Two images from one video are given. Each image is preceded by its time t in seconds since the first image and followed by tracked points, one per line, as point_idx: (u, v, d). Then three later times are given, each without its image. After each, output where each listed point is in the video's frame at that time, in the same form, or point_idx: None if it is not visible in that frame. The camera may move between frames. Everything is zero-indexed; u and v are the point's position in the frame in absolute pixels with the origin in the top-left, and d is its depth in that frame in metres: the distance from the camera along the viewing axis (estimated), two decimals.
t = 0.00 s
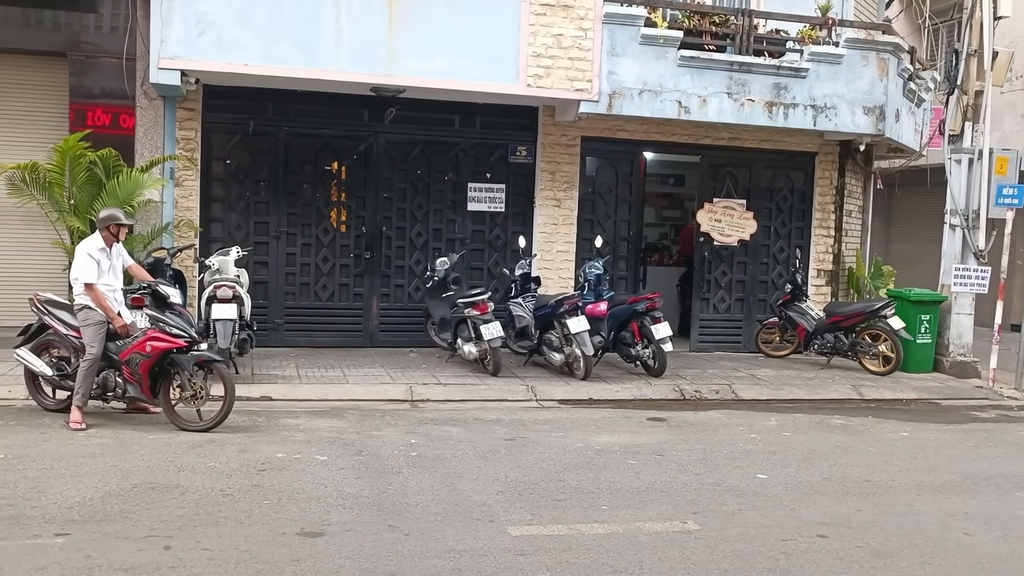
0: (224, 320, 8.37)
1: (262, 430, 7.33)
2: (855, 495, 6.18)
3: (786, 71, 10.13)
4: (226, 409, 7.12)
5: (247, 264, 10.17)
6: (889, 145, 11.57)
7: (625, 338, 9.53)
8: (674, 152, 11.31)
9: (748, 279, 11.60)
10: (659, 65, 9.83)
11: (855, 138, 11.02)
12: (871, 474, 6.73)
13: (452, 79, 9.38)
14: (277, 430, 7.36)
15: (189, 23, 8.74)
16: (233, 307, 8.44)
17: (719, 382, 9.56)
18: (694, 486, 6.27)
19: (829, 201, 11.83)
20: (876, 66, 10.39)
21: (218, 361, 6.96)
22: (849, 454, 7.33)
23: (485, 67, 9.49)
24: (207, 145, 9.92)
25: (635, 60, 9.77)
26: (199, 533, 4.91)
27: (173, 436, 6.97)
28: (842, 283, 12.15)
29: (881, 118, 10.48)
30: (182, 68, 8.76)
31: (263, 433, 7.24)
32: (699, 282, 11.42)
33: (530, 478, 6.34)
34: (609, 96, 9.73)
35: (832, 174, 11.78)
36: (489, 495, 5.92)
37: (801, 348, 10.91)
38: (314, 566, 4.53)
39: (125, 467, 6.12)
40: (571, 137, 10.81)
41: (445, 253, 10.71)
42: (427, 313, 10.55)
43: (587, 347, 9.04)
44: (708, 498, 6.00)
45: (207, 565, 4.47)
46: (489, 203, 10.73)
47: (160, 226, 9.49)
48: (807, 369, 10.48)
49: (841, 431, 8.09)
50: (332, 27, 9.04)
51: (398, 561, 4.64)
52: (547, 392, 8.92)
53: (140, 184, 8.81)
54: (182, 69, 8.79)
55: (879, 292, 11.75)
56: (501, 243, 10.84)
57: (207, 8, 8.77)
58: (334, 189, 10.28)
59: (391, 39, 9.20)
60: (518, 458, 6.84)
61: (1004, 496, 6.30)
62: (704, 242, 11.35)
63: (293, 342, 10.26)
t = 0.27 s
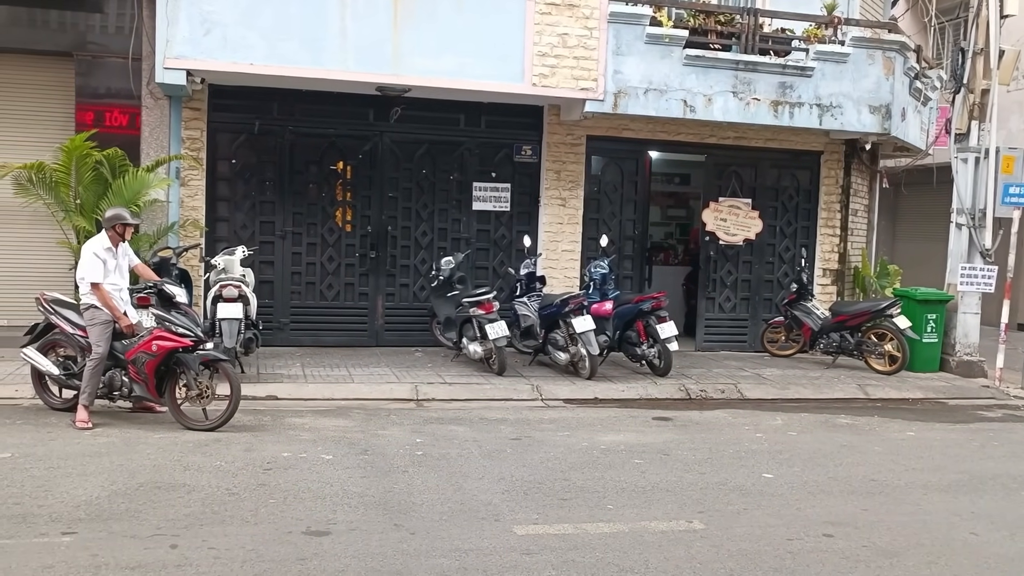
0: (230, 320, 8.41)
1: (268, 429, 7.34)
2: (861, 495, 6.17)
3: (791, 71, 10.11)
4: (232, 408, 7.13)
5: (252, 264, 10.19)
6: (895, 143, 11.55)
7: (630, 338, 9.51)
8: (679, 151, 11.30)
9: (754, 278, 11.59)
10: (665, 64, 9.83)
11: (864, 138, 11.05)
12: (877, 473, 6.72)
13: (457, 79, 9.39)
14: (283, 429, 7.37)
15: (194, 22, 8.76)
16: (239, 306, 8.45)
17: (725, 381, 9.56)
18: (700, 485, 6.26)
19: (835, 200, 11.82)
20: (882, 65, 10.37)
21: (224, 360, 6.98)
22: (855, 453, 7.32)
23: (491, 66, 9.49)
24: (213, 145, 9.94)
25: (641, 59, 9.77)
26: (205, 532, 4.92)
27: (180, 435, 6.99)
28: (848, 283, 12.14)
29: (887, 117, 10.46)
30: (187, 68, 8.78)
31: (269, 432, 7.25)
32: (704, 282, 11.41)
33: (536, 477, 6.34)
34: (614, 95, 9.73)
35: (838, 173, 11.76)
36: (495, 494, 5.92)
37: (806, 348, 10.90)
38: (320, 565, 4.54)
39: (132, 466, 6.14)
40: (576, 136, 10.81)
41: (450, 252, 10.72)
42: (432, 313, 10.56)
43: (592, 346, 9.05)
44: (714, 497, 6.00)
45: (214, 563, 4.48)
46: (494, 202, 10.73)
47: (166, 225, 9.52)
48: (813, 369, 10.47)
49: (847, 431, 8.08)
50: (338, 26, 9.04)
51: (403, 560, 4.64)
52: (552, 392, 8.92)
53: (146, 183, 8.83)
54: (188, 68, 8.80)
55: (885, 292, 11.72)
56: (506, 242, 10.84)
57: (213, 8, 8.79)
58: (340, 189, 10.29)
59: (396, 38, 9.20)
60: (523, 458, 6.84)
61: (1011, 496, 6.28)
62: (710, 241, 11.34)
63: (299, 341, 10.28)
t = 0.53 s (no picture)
0: (233, 320, 8.40)
1: (272, 429, 7.35)
2: (865, 495, 6.17)
3: (795, 70, 10.10)
4: (236, 407, 7.14)
5: (256, 263, 10.20)
6: (898, 143, 11.55)
7: (633, 337, 9.50)
8: (682, 151, 11.30)
9: (757, 278, 11.58)
10: (668, 63, 9.82)
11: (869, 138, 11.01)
12: (881, 474, 6.72)
13: (460, 79, 9.39)
14: (287, 429, 7.38)
15: (198, 23, 8.76)
16: (242, 306, 8.45)
17: (728, 381, 9.55)
18: (703, 485, 6.26)
19: (838, 199, 11.81)
20: (885, 64, 10.36)
21: (228, 360, 6.98)
22: (858, 453, 7.31)
23: (494, 66, 9.48)
24: (216, 144, 9.95)
25: (644, 59, 9.76)
26: (209, 532, 4.92)
27: (184, 435, 7.00)
28: (852, 282, 12.13)
29: (890, 116, 10.45)
30: (191, 68, 8.79)
31: (273, 432, 7.26)
32: (708, 281, 11.41)
33: (539, 477, 6.34)
34: (617, 95, 9.73)
35: (841, 173, 11.76)
36: (498, 494, 5.92)
37: (810, 348, 10.90)
38: (323, 564, 4.54)
39: (136, 465, 6.15)
40: (579, 136, 10.81)
41: (453, 252, 10.72)
42: (435, 313, 10.57)
43: (595, 346, 9.06)
44: (717, 497, 5.99)
45: (218, 563, 4.49)
46: (497, 202, 10.73)
47: (169, 225, 9.53)
48: (816, 368, 10.47)
49: (851, 431, 8.08)
50: (341, 26, 9.05)
51: (406, 559, 4.65)
52: (555, 391, 8.92)
53: (150, 183, 8.84)
54: (191, 69, 8.81)
55: (888, 292, 11.73)
56: (509, 242, 10.85)
57: (216, 8, 8.79)
58: (343, 189, 10.30)
59: (400, 38, 9.20)
60: (526, 457, 6.84)
61: (1014, 496, 6.28)
62: (713, 241, 11.34)
63: (303, 341, 10.29)
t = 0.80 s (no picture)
0: (235, 320, 8.39)
1: (273, 429, 7.35)
2: (866, 495, 6.17)
3: (796, 70, 10.11)
4: (238, 407, 7.15)
5: (257, 263, 10.20)
6: (900, 143, 11.54)
7: (635, 338, 9.51)
8: (684, 151, 11.30)
9: (759, 278, 11.58)
10: (669, 64, 9.82)
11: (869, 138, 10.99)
12: (882, 474, 6.71)
13: (462, 79, 9.39)
14: (289, 429, 7.38)
15: (200, 23, 8.77)
16: (244, 306, 8.45)
17: (730, 382, 9.55)
18: (705, 485, 6.26)
19: (840, 199, 11.80)
20: (887, 64, 10.35)
21: (230, 360, 6.99)
22: (860, 454, 7.31)
23: (495, 67, 9.49)
24: (218, 145, 9.96)
25: (645, 59, 9.76)
26: (211, 532, 4.93)
27: (185, 435, 7.00)
28: (853, 283, 12.13)
29: (892, 116, 10.45)
30: (193, 68, 8.80)
31: (274, 432, 7.26)
32: (709, 282, 11.41)
33: (540, 477, 6.34)
34: (618, 95, 9.73)
35: (843, 173, 11.75)
36: (500, 494, 5.93)
37: (812, 348, 10.90)
38: (325, 564, 4.55)
39: (137, 465, 6.15)
40: (581, 136, 10.82)
41: (455, 252, 10.73)
42: (437, 313, 10.57)
43: (597, 346, 9.06)
44: (719, 497, 5.99)
45: (219, 563, 4.49)
46: (499, 202, 10.74)
47: (171, 225, 9.54)
48: (817, 369, 10.47)
49: (852, 431, 8.08)
50: (343, 26, 9.05)
51: (408, 559, 4.65)
52: (557, 392, 8.92)
53: (152, 183, 8.85)
54: (192, 69, 8.82)
55: (890, 292, 11.74)
56: (511, 242, 10.85)
57: (218, 8, 8.80)
58: (345, 189, 10.30)
59: (401, 38, 9.21)
60: (528, 458, 6.84)
61: (1016, 497, 6.27)
62: (714, 241, 11.34)
63: (304, 341, 10.29)
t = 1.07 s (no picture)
0: (235, 320, 8.40)
1: (274, 429, 7.35)
2: (866, 495, 6.16)
3: (796, 71, 10.11)
4: (238, 407, 7.15)
5: (258, 263, 10.21)
6: (900, 143, 11.54)
7: (635, 337, 9.52)
8: (684, 152, 11.30)
9: (759, 279, 11.58)
10: (670, 64, 9.82)
11: (868, 137, 10.97)
12: (882, 474, 6.71)
13: (462, 79, 9.39)
14: (289, 429, 7.39)
15: (200, 23, 8.77)
16: (244, 306, 8.45)
17: (730, 382, 9.56)
18: (705, 485, 6.26)
19: (840, 200, 11.80)
20: (887, 64, 10.35)
21: (230, 360, 6.98)
22: (860, 454, 7.31)
23: (495, 67, 9.49)
24: (218, 145, 9.96)
25: (646, 59, 9.77)
26: (211, 532, 4.93)
27: (185, 435, 7.00)
28: (853, 283, 12.14)
29: (892, 117, 10.44)
30: (193, 68, 8.80)
31: (274, 432, 7.27)
32: (709, 282, 11.41)
33: (540, 477, 6.35)
34: (619, 95, 9.73)
35: (843, 173, 11.76)
36: (500, 494, 5.93)
37: (812, 348, 10.90)
38: (326, 564, 4.55)
39: (138, 465, 6.16)
40: (581, 136, 10.82)
41: (455, 252, 10.73)
42: (437, 313, 10.57)
43: (597, 346, 9.06)
44: (719, 497, 5.99)
45: (219, 563, 4.49)
46: (499, 202, 10.75)
47: (171, 225, 9.54)
48: (818, 369, 10.47)
49: (852, 431, 8.08)
50: (343, 26, 9.06)
51: (407, 559, 4.66)
52: (557, 392, 8.93)
53: (152, 183, 8.86)
54: (193, 69, 8.82)
55: (890, 292, 11.75)
56: (511, 242, 10.85)
57: (218, 8, 8.80)
58: (345, 189, 10.31)
59: (401, 38, 9.21)
60: (528, 457, 6.84)
61: (1016, 497, 6.27)
62: (714, 241, 11.34)
63: (304, 341, 10.29)
